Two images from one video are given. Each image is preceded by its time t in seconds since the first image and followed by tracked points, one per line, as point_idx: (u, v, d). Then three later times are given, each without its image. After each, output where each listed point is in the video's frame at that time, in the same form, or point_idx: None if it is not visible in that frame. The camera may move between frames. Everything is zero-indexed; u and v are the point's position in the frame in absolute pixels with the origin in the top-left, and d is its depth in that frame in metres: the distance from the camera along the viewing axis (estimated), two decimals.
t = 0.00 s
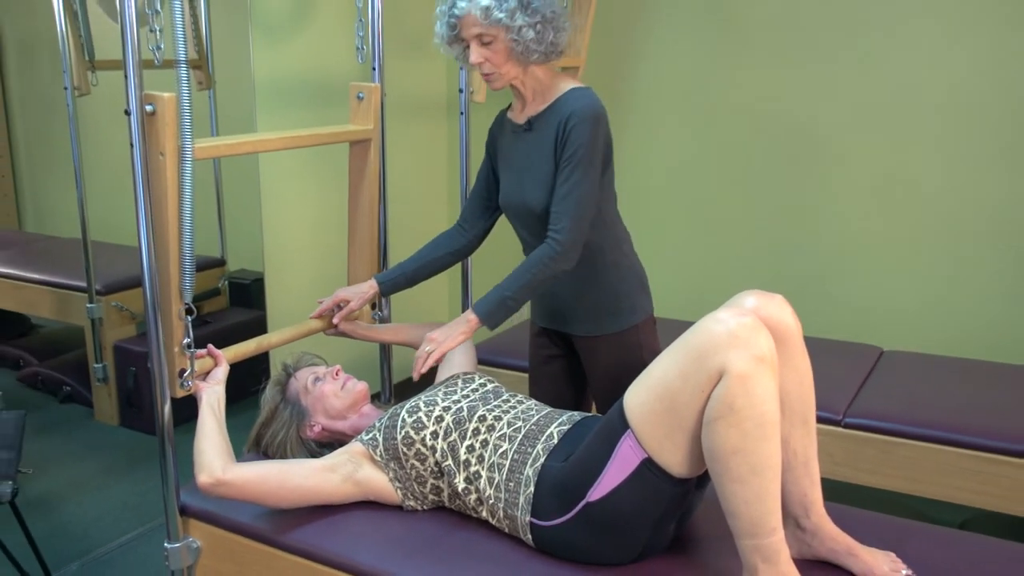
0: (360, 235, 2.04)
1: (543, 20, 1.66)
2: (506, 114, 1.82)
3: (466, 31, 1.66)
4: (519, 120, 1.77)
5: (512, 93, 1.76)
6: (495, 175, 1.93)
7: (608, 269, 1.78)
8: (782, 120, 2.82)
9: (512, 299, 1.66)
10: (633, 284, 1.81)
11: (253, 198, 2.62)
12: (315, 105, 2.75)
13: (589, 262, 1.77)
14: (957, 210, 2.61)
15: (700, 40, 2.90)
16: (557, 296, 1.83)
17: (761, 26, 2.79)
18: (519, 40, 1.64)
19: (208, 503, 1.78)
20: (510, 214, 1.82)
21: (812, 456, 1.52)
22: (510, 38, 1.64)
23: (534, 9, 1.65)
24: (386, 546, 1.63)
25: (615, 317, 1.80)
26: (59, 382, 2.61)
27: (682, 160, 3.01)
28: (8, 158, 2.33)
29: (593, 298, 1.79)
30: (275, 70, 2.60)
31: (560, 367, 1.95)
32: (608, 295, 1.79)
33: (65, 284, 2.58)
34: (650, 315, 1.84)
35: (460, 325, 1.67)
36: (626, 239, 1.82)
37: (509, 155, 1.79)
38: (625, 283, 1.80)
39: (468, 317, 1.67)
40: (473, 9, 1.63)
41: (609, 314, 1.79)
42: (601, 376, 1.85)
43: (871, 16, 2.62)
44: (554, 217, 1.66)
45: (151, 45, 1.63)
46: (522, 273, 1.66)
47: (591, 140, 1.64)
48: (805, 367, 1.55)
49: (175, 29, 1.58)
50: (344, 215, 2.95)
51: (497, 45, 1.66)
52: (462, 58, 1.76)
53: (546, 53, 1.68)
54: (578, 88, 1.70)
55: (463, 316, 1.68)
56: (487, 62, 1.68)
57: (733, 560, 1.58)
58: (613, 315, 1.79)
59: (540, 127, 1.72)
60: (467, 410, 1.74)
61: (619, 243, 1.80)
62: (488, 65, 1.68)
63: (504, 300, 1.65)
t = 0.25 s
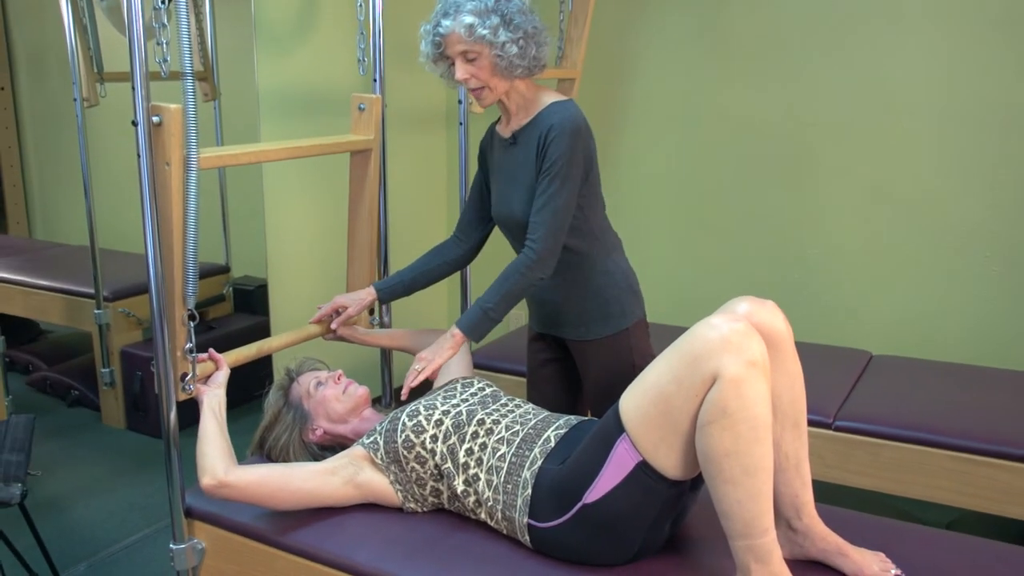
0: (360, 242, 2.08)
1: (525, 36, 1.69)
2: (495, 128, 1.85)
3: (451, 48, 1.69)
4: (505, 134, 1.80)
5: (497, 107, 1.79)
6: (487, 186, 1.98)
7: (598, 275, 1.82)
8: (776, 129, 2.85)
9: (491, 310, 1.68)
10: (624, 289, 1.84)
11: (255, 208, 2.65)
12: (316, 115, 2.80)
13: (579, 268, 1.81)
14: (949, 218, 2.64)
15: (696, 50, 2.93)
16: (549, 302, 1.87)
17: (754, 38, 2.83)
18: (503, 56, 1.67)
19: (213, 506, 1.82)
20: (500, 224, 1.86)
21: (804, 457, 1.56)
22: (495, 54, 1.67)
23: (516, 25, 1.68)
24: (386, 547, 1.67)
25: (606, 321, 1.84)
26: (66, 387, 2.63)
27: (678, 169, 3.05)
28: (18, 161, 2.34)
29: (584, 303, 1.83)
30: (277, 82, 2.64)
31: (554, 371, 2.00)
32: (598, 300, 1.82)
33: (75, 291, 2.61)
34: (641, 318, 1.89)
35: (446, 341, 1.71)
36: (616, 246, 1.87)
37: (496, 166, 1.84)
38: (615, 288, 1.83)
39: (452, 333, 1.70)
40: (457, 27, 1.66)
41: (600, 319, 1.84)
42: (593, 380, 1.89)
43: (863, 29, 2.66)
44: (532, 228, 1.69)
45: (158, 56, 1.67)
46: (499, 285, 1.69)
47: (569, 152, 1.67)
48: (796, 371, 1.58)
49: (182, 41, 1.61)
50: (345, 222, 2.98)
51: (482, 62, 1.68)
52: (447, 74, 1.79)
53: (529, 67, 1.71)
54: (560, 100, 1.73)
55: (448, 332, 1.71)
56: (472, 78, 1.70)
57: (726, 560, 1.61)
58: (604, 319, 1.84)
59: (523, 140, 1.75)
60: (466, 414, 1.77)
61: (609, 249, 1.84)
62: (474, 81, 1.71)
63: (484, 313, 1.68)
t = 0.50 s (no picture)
0: (356, 248, 2.09)
1: (511, 47, 1.71)
2: (484, 138, 1.86)
3: (439, 61, 1.70)
4: (494, 144, 1.81)
5: (485, 118, 1.80)
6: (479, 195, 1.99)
7: (591, 282, 1.83)
8: (771, 138, 2.87)
9: (487, 320, 1.68)
10: (617, 295, 1.85)
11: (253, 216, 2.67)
12: (315, 124, 2.81)
13: (572, 275, 1.82)
14: (944, 224, 2.65)
15: (691, 59, 2.95)
16: (543, 309, 1.88)
17: (749, 47, 2.85)
18: (491, 67, 1.68)
19: (210, 512, 1.82)
20: (493, 234, 1.88)
21: (799, 463, 1.57)
22: (483, 65, 1.68)
23: (503, 36, 1.70)
24: (383, 553, 1.67)
25: (599, 327, 1.85)
26: (65, 394, 2.65)
27: (674, 178, 3.07)
28: (16, 168, 2.41)
29: (578, 309, 1.84)
30: (275, 91, 2.66)
31: (550, 377, 2.01)
32: (592, 306, 1.83)
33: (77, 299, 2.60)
34: (634, 322, 1.90)
35: (444, 352, 1.72)
36: (608, 252, 1.88)
37: (487, 176, 1.86)
38: (608, 294, 1.84)
39: (450, 344, 1.73)
40: (445, 40, 1.67)
41: (594, 325, 1.85)
42: (587, 386, 1.90)
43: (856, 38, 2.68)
44: (525, 238, 1.71)
45: (157, 66, 1.68)
46: (494, 296, 1.70)
47: (558, 162, 1.68)
48: (791, 376, 1.59)
49: (180, 50, 1.62)
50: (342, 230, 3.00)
51: (470, 73, 1.69)
52: (434, 87, 1.80)
53: (516, 78, 1.72)
54: (548, 110, 1.75)
55: (446, 344, 1.73)
56: (460, 90, 1.71)
57: (722, 566, 1.62)
58: (598, 325, 1.85)
59: (512, 151, 1.77)
60: (463, 421, 1.78)
61: (601, 255, 1.85)
62: (462, 92, 1.72)
63: (481, 324, 1.68)
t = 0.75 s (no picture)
0: (350, 255, 2.09)
1: (500, 56, 1.72)
2: (474, 147, 1.87)
3: (427, 71, 1.70)
4: (484, 153, 1.82)
5: (474, 127, 1.81)
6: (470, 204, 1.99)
7: (583, 288, 1.83)
8: (764, 145, 2.88)
9: (482, 329, 1.70)
10: (609, 301, 1.86)
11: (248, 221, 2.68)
12: (310, 131, 2.82)
13: (565, 281, 1.83)
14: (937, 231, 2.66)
15: (685, 66, 2.96)
16: (536, 316, 1.89)
17: (742, 55, 2.86)
18: (480, 76, 1.69)
19: (205, 519, 1.82)
20: (486, 243, 1.88)
21: (793, 469, 1.57)
22: (471, 75, 1.69)
23: (491, 46, 1.71)
24: (378, 559, 1.67)
25: (592, 333, 1.85)
26: (60, 401, 2.74)
27: (668, 185, 3.07)
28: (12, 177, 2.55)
29: (571, 316, 1.84)
30: (270, 99, 2.66)
31: (544, 384, 2.01)
32: (585, 312, 1.84)
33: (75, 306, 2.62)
34: (627, 327, 1.90)
35: (441, 363, 1.82)
36: (600, 258, 1.88)
37: (477, 185, 1.86)
38: (601, 299, 1.85)
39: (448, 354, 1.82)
40: (433, 50, 1.67)
41: (587, 331, 1.85)
42: (581, 392, 1.90)
43: (849, 46, 2.69)
44: (518, 246, 1.71)
45: (151, 74, 1.68)
46: (489, 306, 1.70)
47: (549, 170, 1.69)
48: (785, 383, 1.59)
49: (175, 58, 1.63)
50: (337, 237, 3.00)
51: (459, 82, 1.70)
52: (422, 97, 1.80)
53: (505, 87, 1.73)
54: (536, 118, 1.76)
55: (443, 354, 1.83)
56: (449, 99, 1.72)
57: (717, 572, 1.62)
58: (591, 331, 1.85)
59: (502, 159, 1.77)
60: (457, 427, 1.78)
61: (593, 262, 1.86)
62: (451, 102, 1.73)
63: (477, 333, 1.70)
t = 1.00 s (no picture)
0: (342, 262, 2.09)
1: (491, 63, 1.72)
2: (465, 153, 1.87)
3: (419, 78, 1.70)
4: (476, 159, 1.82)
5: (465, 134, 1.81)
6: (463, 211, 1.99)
7: (577, 294, 1.83)
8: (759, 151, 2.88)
9: (478, 337, 1.69)
10: (603, 306, 1.86)
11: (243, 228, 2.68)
12: (303, 137, 2.81)
13: (559, 288, 1.83)
14: (933, 236, 2.66)
15: (679, 71, 2.97)
16: (530, 322, 1.89)
17: (736, 61, 2.86)
18: (472, 83, 1.69)
19: (199, 527, 1.82)
20: (479, 250, 1.88)
21: (787, 474, 1.57)
22: (463, 81, 1.69)
23: (482, 52, 1.71)
24: (372, 566, 1.67)
25: (586, 339, 1.85)
26: (53, 409, 2.74)
27: (662, 190, 3.08)
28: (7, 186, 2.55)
29: (565, 321, 1.84)
30: (264, 106, 2.66)
31: (539, 390, 2.01)
32: (578, 318, 1.84)
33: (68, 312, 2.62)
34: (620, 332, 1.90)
35: (437, 372, 1.81)
36: (593, 264, 1.88)
37: (470, 192, 1.86)
38: (594, 305, 1.85)
39: (443, 364, 1.80)
40: (425, 56, 1.67)
41: (581, 337, 1.85)
42: (576, 398, 1.90)
43: (843, 52, 2.70)
44: (512, 253, 1.71)
45: (146, 81, 1.68)
46: (484, 314, 1.71)
47: (541, 176, 1.69)
48: (780, 388, 1.59)
49: (169, 64, 1.63)
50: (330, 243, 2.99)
51: (450, 89, 1.70)
52: (413, 104, 1.80)
53: (496, 93, 1.74)
54: (528, 124, 1.76)
55: (439, 363, 1.81)
56: (441, 106, 1.72)
57: None
58: (585, 337, 1.85)
59: (494, 166, 1.77)
60: (452, 434, 1.78)
61: (586, 267, 1.86)
62: (442, 109, 1.73)
63: (472, 341, 1.69)
